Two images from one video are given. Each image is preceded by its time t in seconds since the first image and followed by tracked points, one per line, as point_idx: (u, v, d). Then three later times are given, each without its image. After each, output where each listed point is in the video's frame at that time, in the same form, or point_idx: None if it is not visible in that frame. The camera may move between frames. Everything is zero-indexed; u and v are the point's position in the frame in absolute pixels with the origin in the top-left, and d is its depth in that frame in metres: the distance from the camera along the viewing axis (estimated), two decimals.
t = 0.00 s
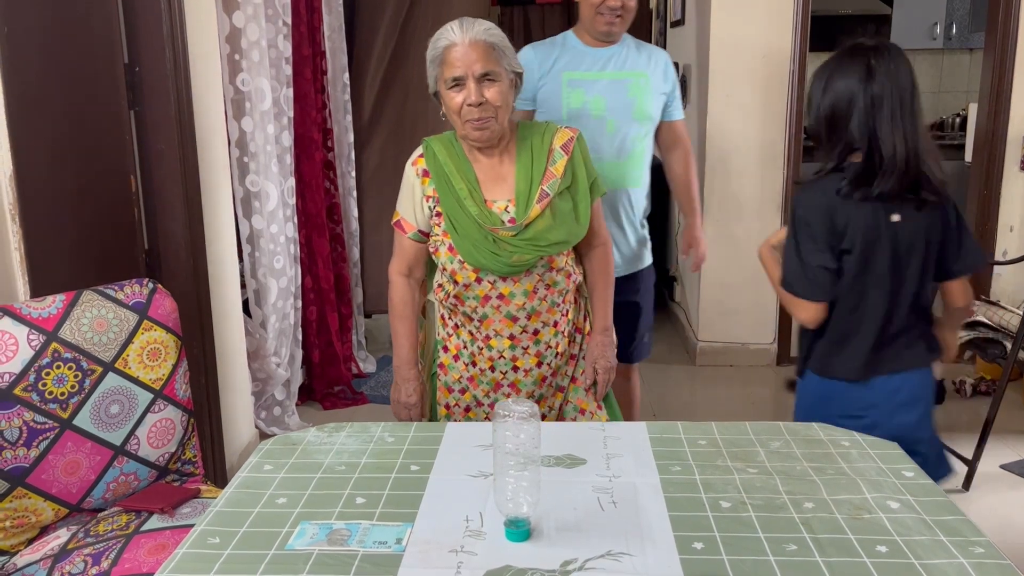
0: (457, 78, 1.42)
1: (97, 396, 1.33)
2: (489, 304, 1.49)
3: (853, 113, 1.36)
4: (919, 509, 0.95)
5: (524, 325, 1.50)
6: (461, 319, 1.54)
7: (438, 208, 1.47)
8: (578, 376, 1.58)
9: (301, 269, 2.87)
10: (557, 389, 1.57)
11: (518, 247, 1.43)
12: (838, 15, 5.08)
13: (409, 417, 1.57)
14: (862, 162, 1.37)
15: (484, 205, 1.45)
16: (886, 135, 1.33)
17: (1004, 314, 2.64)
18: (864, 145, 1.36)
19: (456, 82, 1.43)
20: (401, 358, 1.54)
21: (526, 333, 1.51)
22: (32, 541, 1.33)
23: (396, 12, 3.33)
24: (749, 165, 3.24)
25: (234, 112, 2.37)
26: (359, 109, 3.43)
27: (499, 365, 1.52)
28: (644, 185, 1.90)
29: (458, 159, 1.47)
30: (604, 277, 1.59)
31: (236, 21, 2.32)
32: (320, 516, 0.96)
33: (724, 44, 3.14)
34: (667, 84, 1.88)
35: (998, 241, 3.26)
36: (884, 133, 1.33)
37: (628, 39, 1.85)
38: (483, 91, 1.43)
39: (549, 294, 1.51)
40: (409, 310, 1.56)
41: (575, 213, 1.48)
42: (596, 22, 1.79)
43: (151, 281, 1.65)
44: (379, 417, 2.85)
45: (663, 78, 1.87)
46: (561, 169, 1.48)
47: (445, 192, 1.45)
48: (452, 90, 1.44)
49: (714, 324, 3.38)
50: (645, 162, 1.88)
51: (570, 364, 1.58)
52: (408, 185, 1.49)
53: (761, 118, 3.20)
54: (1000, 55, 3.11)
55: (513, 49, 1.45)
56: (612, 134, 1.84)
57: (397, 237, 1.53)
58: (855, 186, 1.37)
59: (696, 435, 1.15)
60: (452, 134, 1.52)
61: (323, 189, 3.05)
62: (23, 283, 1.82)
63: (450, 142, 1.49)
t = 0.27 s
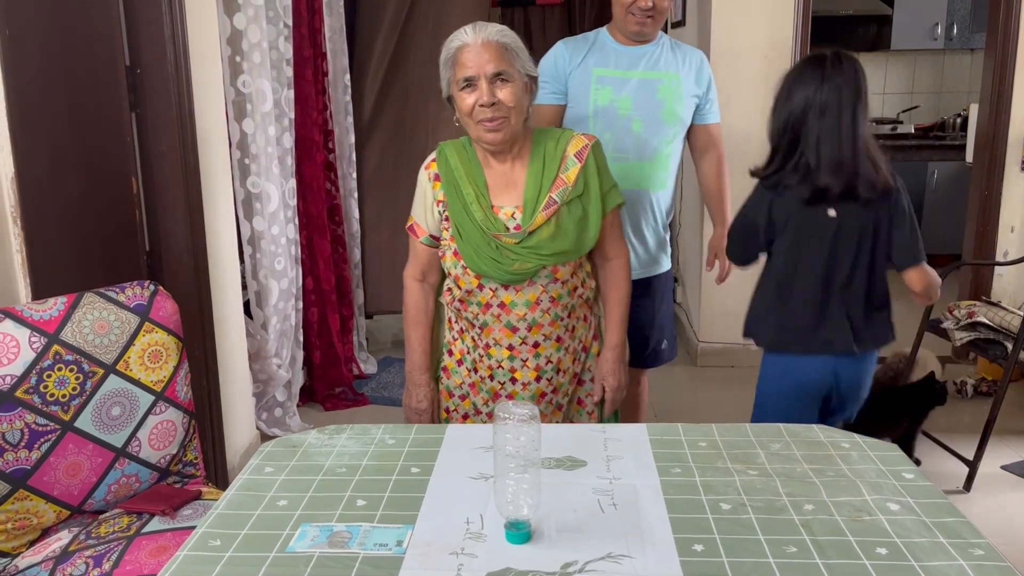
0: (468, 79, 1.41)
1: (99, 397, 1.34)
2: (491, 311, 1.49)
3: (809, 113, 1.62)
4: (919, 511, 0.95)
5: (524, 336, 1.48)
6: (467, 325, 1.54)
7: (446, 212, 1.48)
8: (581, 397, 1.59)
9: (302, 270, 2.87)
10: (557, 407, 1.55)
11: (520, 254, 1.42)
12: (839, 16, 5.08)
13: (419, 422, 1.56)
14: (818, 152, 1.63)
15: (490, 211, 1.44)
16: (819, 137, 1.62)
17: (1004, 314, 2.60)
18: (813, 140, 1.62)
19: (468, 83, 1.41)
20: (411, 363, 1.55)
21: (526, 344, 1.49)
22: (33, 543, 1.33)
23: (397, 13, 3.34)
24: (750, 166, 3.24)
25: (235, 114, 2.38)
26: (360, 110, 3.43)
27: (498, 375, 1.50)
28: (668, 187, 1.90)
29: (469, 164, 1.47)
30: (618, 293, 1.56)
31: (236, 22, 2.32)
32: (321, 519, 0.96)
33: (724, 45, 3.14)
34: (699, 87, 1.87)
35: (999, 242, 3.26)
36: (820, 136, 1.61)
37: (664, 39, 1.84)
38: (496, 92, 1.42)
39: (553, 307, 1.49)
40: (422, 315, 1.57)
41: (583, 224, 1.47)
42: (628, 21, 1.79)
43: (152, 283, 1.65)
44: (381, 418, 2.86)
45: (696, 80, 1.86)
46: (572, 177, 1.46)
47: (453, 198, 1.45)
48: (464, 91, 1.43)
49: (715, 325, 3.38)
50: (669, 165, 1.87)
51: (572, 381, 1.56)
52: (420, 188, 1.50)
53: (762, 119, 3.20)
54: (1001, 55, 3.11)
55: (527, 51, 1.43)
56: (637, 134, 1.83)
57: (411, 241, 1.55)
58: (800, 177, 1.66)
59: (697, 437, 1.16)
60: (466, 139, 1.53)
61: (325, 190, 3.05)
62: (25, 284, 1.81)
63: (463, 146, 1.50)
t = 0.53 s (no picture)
0: (498, 76, 1.39)
1: (99, 400, 1.34)
2: (515, 314, 1.46)
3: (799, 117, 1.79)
4: (920, 513, 0.95)
5: (548, 341, 1.46)
6: (489, 327, 1.52)
7: (473, 212, 1.45)
8: (606, 403, 1.56)
9: (303, 271, 2.87)
10: (581, 413, 1.52)
11: (547, 258, 1.40)
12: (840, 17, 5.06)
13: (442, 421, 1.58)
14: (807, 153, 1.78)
15: (518, 212, 1.42)
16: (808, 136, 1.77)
17: (1004, 315, 2.59)
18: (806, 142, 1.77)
19: (498, 80, 1.39)
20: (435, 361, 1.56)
21: (550, 349, 1.46)
22: (34, 545, 1.33)
23: (397, 15, 3.34)
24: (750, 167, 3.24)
25: (236, 116, 2.38)
26: (360, 112, 3.43)
27: (521, 379, 1.49)
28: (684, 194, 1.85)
29: (498, 164, 1.45)
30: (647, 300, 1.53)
31: (237, 24, 2.33)
32: (321, 521, 0.96)
33: (724, 46, 3.14)
34: (716, 91, 1.82)
35: (1000, 242, 3.26)
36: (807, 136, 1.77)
37: (680, 43, 1.80)
38: (526, 90, 1.39)
39: (578, 311, 1.46)
40: (445, 315, 1.56)
41: (612, 229, 1.44)
42: (641, 25, 1.75)
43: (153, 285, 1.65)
44: (381, 419, 2.86)
45: (713, 84, 1.81)
46: (602, 181, 1.43)
47: (480, 197, 1.42)
48: (493, 88, 1.41)
49: (716, 326, 3.38)
50: (685, 171, 1.82)
51: (597, 387, 1.53)
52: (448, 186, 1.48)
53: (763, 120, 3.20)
54: (1002, 56, 3.11)
55: (559, 51, 1.42)
56: (654, 140, 1.78)
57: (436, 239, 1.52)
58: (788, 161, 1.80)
59: (697, 439, 1.16)
60: (497, 138, 1.50)
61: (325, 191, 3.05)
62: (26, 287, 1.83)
63: (493, 145, 1.47)
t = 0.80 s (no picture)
0: (524, 71, 1.38)
1: (100, 398, 1.34)
2: (538, 316, 1.45)
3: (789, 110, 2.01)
4: (920, 509, 0.95)
5: (570, 343, 1.45)
6: (509, 328, 1.51)
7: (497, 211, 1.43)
8: (626, 405, 1.57)
9: (304, 271, 2.87)
10: (601, 415, 1.52)
11: (574, 259, 1.38)
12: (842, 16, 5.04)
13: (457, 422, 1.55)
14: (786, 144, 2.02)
15: (544, 212, 1.40)
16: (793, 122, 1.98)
17: (1005, 314, 2.59)
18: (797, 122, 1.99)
19: (524, 76, 1.39)
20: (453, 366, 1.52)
21: (572, 352, 1.46)
22: (35, 543, 1.33)
23: (397, 15, 3.34)
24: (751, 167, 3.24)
25: (236, 115, 2.38)
26: (360, 112, 3.43)
27: (542, 382, 1.48)
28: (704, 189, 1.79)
29: (523, 162, 1.42)
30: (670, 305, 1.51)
31: (238, 24, 2.33)
32: (322, 518, 0.96)
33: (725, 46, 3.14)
34: (727, 81, 1.76)
35: (1001, 242, 3.26)
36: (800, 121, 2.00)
37: (684, 36, 1.72)
38: (551, 86, 1.38)
39: (602, 315, 1.46)
40: (462, 315, 1.53)
41: (638, 231, 1.42)
42: (643, 21, 1.68)
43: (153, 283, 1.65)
44: (381, 419, 2.86)
45: (724, 74, 1.75)
46: (629, 182, 1.41)
47: (506, 196, 1.40)
48: (518, 84, 1.40)
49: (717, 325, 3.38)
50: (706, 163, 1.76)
51: (618, 390, 1.53)
52: (470, 184, 1.45)
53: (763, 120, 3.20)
54: (1002, 55, 3.11)
55: (586, 46, 1.41)
56: (673, 135, 1.71)
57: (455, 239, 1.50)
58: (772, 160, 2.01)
59: (698, 436, 1.16)
60: (520, 136, 1.48)
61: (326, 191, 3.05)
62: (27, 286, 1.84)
63: (516, 143, 1.45)
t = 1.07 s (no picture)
0: (542, 71, 1.38)
1: (99, 399, 1.34)
2: (551, 317, 1.45)
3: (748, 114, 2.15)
4: (919, 510, 0.95)
5: (582, 346, 1.45)
6: (520, 326, 1.51)
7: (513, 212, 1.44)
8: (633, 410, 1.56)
9: (303, 273, 2.87)
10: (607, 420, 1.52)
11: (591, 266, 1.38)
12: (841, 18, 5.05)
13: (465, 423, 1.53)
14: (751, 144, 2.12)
15: (561, 216, 1.40)
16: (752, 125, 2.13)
17: (1005, 315, 2.59)
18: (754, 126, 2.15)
19: (542, 75, 1.38)
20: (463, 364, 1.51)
21: (583, 355, 1.46)
22: (34, 545, 1.33)
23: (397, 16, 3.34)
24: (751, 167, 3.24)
25: (235, 116, 2.38)
26: (359, 113, 3.43)
27: (550, 382, 1.48)
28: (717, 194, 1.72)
29: (541, 164, 1.42)
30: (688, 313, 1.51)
31: (236, 25, 2.33)
32: (321, 518, 0.96)
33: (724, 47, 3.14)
34: (734, 81, 1.70)
35: (1000, 242, 3.26)
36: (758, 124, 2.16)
37: (688, 36, 1.67)
38: (569, 87, 1.37)
39: (616, 320, 1.45)
40: (473, 314, 1.53)
41: (657, 237, 1.42)
42: (646, 20, 1.61)
43: (152, 285, 1.65)
44: (381, 420, 2.86)
45: (731, 73, 1.69)
46: (648, 187, 1.41)
47: (523, 198, 1.40)
48: (536, 84, 1.40)
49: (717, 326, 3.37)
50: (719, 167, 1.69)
51: (627, 397, 1.52)
52: (487, 184, 1.46)
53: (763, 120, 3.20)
54: (1001, 56, 3.11)
55: (605, 47, 1.40)
56: (684, 139, 1.65)
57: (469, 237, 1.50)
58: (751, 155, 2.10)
59: (697, 437, 1.15)
60: (537, 136, 1.48)
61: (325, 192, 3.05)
62: (26, 288, 1.80)
63: (534, 144, 1.45)
